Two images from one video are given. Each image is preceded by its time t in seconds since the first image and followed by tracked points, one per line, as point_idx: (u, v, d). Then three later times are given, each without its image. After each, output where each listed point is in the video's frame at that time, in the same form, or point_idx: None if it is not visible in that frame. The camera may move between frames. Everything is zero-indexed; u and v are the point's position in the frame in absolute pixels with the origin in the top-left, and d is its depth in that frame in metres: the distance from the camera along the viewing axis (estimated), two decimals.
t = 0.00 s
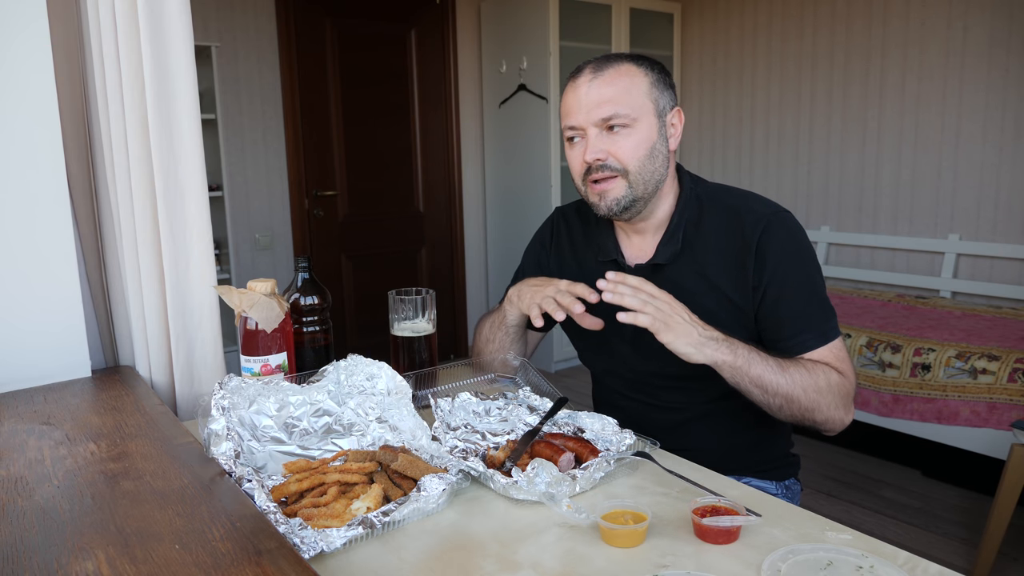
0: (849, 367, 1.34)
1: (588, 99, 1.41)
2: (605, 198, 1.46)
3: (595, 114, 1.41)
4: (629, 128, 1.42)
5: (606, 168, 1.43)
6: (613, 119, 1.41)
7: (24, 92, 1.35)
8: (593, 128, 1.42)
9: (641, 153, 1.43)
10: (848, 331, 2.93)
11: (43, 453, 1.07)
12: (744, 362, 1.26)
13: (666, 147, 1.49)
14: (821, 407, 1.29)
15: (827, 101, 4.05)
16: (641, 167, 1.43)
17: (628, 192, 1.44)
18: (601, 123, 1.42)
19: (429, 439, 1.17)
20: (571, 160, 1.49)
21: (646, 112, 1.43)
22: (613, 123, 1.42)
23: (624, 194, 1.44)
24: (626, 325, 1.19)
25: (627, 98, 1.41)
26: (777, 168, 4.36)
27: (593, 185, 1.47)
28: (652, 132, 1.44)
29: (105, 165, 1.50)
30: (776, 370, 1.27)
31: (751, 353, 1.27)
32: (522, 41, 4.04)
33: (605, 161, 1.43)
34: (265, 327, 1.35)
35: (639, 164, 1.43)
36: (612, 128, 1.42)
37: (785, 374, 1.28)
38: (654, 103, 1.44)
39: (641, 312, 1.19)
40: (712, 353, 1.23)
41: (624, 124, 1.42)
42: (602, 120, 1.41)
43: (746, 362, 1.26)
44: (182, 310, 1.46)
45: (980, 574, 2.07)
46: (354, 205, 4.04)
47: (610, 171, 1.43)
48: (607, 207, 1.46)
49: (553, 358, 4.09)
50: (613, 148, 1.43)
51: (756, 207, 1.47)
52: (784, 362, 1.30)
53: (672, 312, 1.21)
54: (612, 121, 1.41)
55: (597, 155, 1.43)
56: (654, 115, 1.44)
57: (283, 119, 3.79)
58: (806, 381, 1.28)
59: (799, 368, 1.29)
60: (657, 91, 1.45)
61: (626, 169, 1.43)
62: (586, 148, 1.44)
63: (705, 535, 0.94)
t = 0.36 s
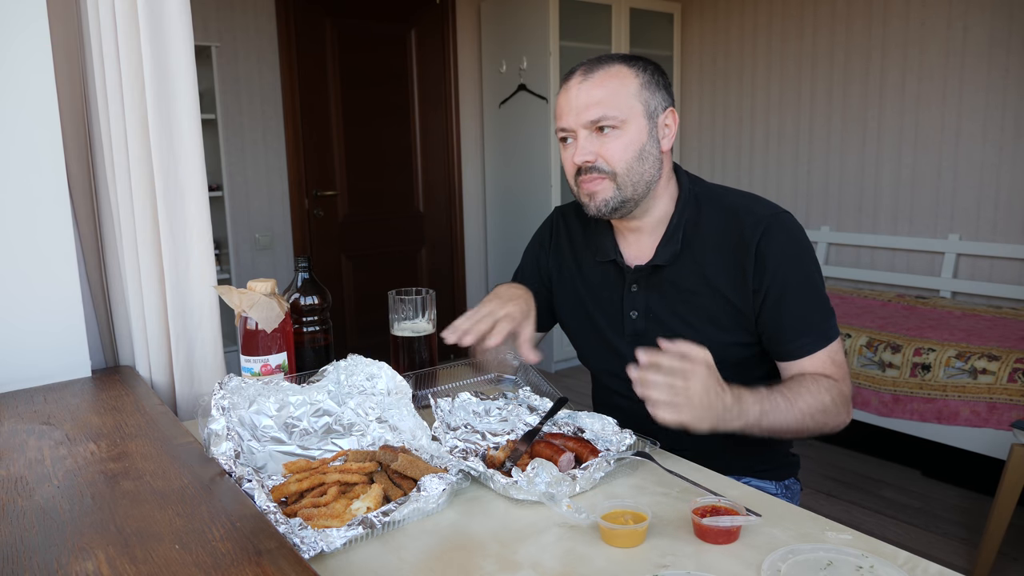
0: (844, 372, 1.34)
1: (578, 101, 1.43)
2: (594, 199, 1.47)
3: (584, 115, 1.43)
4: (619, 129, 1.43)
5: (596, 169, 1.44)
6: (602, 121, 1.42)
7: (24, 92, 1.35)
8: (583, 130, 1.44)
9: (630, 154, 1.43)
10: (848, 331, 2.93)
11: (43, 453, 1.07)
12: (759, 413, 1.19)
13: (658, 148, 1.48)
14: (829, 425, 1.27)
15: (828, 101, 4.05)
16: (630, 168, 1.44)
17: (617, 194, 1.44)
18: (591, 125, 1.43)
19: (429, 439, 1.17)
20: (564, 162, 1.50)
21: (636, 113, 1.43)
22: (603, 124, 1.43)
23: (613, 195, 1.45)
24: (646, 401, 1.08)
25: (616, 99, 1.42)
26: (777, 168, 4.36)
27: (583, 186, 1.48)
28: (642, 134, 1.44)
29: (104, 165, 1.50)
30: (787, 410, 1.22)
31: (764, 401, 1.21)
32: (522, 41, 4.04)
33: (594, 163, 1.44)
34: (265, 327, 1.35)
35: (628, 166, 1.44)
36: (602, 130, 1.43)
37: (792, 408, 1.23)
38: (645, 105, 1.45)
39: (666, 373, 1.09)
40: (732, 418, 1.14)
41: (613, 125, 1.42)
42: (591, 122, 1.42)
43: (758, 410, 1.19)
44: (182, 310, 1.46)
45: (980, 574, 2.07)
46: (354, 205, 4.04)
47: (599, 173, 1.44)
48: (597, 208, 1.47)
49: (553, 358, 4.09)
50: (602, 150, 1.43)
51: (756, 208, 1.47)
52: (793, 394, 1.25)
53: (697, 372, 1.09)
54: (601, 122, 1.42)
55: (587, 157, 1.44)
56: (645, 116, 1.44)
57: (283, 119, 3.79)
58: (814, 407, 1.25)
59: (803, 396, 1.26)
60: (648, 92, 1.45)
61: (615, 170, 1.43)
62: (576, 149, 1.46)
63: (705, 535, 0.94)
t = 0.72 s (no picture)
0: (838, 378, 1.36)
1: (593, 100, 1.41)
2: (601, 199, 1.46)
3: (598, 116, 1.41)
4: (632, 132, 1.42)
5: (605, 171, 1.44)
6: (617, 123, 1.41)
7: (24, 92, 1.35)
8: (596, 130, 1.42)
9: (641, 158, 1.43)
10: (848, 331, 2.93)
11: (43, 453, 1.07)
12: (761, 449, 1.20)
13: (669, 152, 1.48)
14: (826, 438, 1.31)
15: (827, 101, 4.05)
16: (640, 172, 1.43)
17: (625, 197, 1.44)
18: (605, 126, 1.41)
19: (429, 439, 1.17)
20: (573, 158, 1.49)
21: (650, 117, 1.42)
22: (617, 126, 1.41)
23: (620, 198, 1.45)
24: (671, 463, 1.07)
25: (632, 101, 1.40)
26: (777, 168, 4.36)
27: (591, 186, 1.47)
28: (655, 139, 1.43)
29: (104, 165, 1.50)
30: (787, 438, 1.24)
31: (764, 435, 1.22)
32: (522, 41, 4.04)
33: (605, 164, 1.43)
34: (265, 327, 1.35)
35: (639, 170, 1.43)
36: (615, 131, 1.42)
37: (794, 435, 1.25)
38: (659, 108, 1.43)
39: (684, 438, 1.06)
40: (738, 460, 1.15)
41: (627, 128, 1.41)
42: (606, 122, 1.41)
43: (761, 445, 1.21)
44: (182, 310, 1.46)
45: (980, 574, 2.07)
46: (354, 205, 4.04)
47: (608, 175, 1.44)
48: (603, 209, 1.47)
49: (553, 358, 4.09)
50: (614, 152, 1.43)
51: (757, 209, 1.48)
52: (792, 420, 1.27)
53: (711, 426, 1.08)
54: (615, 124, 1.41)
55: (598, 158, 1.43)
56: (658, 120, 1.43)
57: (283, 119, 3.79)
58: (812, 428, 1.27)
59: (802, 420, 1.27)
60: (664, 95, 1.44)
61: (625, 173, 1.43)
62: (587, 148, 1.44)
63: (705, 535, 0.94)
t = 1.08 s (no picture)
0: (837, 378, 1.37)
1: (605, 109, 1.37)
2: (611, 207, 1.45)
3: (610, 126, 1.37)
4: (645, 141, 1.39)
5: (616, 181, 1.41)
6: (629, 133, 1.38)
7: (24, 92, 1.35)
8: (608, 139, 1.39)
9: (652, 167, 1.41)
10: (848, 331, 2.93)
11: (43, 453, 1.07)
12: (763, 450, 1.20)
13: (676, 157, 1.46)
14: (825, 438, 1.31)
15: (828, 101, 4.05)
16: (650, 181, 1.42)
17: (636, 205, 1.43)
18: (616, 136, 1.38)
19: (429, 439, 1.17)
20: (581, 164, 1.46)
21: (662, 125, 1.40)
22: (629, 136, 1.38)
23: (631, 206, 1.44)
24: (672, 464, 1.07)
25: (644, 110, 1.37)
26: (777, 167, 4.36)
27: (600, 193, 1.45)
28: (665, 147, 1.42)
29: (104, 165, 1.50)
30: (789, 439, 1.25)
31: (766, 437, 1.22)
32: (522, 40, 4.04)
33: (616, 174, 1.41)
34: (265, 327, 1.35)
35: (649, 179, 1.42)
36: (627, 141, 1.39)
37: (795, 436, 1.25)
38: (670, 115, 1.41)
39: (686, 441, 1.06)
40: (739, 462, 1.14)
41: (639, 138, 1.38)
42: (618, 133, 1.38)
43: (763, 446, 1.21)
44: (182, 310, 1.46)
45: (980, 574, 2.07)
46: (354, 206, 4.04)
47: (619, 184, 1.41)
48: (613, 215, 1.46)
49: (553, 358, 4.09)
50: (625, 161, 1.40)
51: (759, 208, 1.48)
52: (794, 421, 1.27)
53: (714, 429, 1.07)
54: (627, 134, 1.38)
55: (609, 168, 1.40)
56: (669, 127, 1.41)
57: (283, 119, 3.79)
58: (813, 428, 1.28)
59: (802, 421, 1.28)
60: (675, 101, 1.41)
61: (636, 183, 1.41)
62: (598, 157, 1.41)
63: (705, 535, 0.94)
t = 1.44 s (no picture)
0: (836, 376, 1.37)
1: (610, 113, 1.36)
2: (617, 209, 1.44)
3: (616, 130, 1.37)
4: (650, 144, 1.38)
5: (622, 185, 1.40)
6: (635, 137, 1.37)
7: (24, 91, 1.35)
8: (614, 143, 1.38)
9: (657, 169, 1.41)
10: (848, 331, 2.93)
11: (43, 453, 1.07)
12: (763, 450, 1.20)
13: (680, 159, 1.46)
14: (825, 436, 1.32)
15: (828, 101, 4.05)
16: (655, 183, 1.42)
17: (641, 207, 1.43)
18: (622, 140, 1.37)
19: (429, 439, 1.17)
20: (586, 168, 1.45)
21: (667, 128, 1.39)
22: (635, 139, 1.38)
23: (636, 207, 1.43)
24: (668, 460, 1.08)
25: (649, 113, 1.36)
26: (777, 167, 4.36)
27: (606, 196, 1.44)
28: (670, 149, 1.41)
29: (105, 165, 1.50)
30: (789, 437, 1.25)
31: (767, 436, 1.22)
32: (522, 41, 4.04)
33: (622, 177, 1.40)
34: (265, 327, 1.35)
35: (655, 181, 1.41)
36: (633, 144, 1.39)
37: (794, 435, 1.26)
38: (674, 116, 1.40)
39: (686, 443, 1.06)
40: (739, 462, 1.14)
41: (645, 141, 1.38)
42: (624, 136, 1.37)
43: (763, 446, 1.21)
44: (182, 310, 1.46)
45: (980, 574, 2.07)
46: (354, 206, 4.04)
47: (625, 187, 1.41)
48: (620, 217, 1.46)
49: (553, 358, 4.09)
50: (630, 164, 1.39)
51: (760, 207, 1.48)
52: (794, 419, 1.27)
53: (713, 429, 1.08)
54: (633, 138, 1.37)
55: (615, 171, 1.40)
56: (674, 129, 1.41)
57: (283, 119, 3.79)
58: (813, 426, 1.28)
59: (802, 419, 1.28)
60: (678, 103, 1.41)
61: (642, 185, 1.40)
62: (604, 161, 1.40)
63: (705, 535, 0.94)
